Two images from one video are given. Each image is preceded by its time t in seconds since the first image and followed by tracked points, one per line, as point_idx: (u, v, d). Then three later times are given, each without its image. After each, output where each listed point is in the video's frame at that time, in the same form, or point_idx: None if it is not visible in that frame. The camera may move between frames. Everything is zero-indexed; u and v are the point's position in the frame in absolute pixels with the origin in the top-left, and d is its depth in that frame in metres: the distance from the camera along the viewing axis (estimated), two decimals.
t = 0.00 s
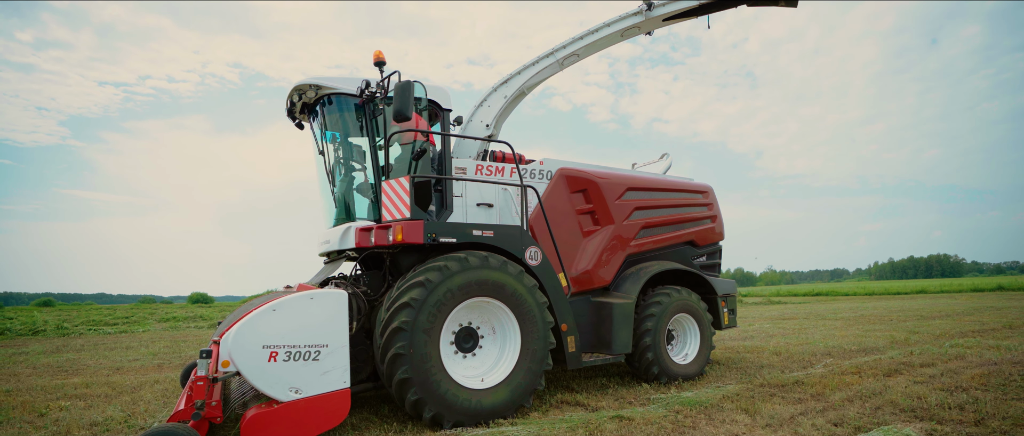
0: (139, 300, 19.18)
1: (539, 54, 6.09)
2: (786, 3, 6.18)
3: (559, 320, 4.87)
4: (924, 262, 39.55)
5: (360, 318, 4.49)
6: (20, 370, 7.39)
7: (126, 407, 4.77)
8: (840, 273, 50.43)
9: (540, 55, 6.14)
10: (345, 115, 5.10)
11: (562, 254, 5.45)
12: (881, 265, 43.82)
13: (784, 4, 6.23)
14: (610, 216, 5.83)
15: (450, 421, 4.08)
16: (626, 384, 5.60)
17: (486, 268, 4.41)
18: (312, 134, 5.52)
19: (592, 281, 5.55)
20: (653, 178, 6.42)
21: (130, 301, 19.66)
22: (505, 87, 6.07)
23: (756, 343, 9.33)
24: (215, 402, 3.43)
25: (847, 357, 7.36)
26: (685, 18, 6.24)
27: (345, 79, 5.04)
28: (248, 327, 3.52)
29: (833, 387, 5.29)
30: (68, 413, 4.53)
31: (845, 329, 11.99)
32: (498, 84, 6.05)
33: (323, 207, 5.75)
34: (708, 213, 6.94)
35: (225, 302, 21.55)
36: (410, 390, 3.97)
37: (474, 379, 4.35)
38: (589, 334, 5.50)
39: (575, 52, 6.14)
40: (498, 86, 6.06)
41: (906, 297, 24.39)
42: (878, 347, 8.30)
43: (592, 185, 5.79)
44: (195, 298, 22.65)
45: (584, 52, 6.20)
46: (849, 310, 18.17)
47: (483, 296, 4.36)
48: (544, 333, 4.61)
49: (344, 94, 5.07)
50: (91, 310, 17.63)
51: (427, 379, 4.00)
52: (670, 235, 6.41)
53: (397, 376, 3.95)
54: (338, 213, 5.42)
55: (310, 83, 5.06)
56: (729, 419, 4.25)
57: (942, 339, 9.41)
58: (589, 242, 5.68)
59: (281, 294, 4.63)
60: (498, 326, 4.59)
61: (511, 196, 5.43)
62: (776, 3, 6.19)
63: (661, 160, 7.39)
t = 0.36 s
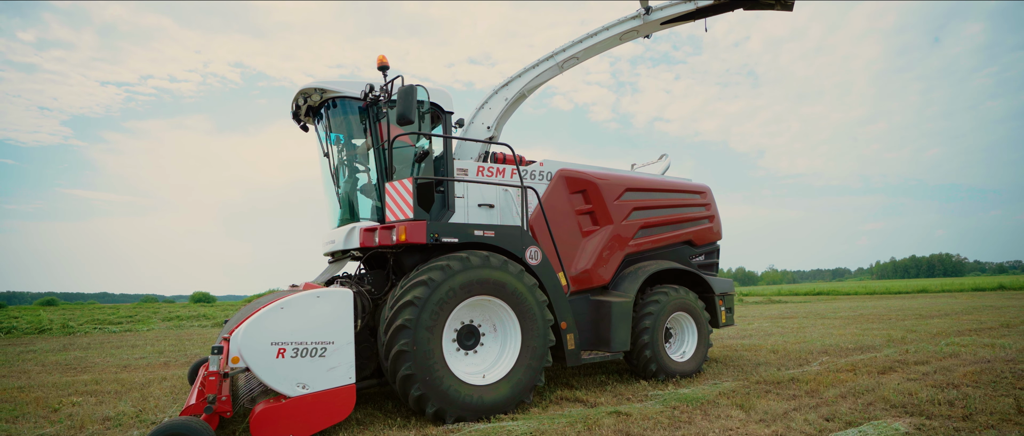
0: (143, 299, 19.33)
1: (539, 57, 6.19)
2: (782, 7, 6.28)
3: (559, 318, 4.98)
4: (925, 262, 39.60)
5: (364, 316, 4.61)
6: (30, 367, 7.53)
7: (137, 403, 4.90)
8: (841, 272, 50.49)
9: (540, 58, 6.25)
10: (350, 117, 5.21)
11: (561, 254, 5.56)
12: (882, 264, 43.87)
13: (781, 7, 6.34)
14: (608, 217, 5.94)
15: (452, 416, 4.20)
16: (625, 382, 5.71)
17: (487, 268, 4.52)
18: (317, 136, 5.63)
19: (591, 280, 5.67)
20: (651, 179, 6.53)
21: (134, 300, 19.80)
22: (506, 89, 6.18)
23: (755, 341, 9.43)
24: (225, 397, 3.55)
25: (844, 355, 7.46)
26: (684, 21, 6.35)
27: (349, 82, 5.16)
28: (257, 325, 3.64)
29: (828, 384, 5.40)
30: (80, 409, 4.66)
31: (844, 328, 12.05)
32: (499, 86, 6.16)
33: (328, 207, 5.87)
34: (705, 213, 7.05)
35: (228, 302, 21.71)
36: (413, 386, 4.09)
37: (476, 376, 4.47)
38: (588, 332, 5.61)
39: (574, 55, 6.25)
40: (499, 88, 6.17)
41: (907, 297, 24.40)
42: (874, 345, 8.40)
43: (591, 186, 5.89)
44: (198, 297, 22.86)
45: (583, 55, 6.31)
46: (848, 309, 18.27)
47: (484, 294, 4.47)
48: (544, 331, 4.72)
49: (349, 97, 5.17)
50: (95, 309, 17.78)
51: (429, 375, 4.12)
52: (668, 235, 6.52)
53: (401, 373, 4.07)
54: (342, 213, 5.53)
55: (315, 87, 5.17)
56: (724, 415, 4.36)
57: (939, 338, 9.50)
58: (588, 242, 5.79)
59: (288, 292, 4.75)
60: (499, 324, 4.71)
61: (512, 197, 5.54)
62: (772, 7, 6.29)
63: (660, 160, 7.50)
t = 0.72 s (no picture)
0: (146, 298, 19.45)
1: (540, 61, 6.28)
2: (779, 11, 6.43)
3: (560, 318, 5.08)
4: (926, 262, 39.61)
5: (369, 316, 4.71)
6: (39, 366, 7.65)
7: (147, 401, 5.01)
8: (842, 272, 50.50)
9: (541, 62, 6.34)
10: (354, 121, 5.31)
11: (562, 255, 5.65)
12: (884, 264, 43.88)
13: (778, 12, 6.44)
14: (609, 218, 6.02)
15: (455, 414, 4.30)
16: (625, 380, 5.80)
17: (490, 269, 4.62)
18: (322, 139, 5.73)
19: (591, 281, 5.76)
20: (651, 180, 6.62)
21: (137, 300, 19.93)
22: (508, 93, 6.27)
23: (754, 340, 9.52)
24: (234, 395, 3.65)
25: (842, 354, 7.53)
26: (683, 25, 6.44)
27: (354, 87, 5.25)
28: (265, 325, 3.74)
29: (824, 383, 5.49)
30: (92, 406, 4.77)
31: (843, 328, 12.10)
32: (500, 90, 6.26)
33: (333, 208, 5.97)
34: (705, 214, 7.14)
35: (230, 301, 21.83)
36: (417, 384, 4.19)
37: (478, 375, 4.57)
38: (589, 332, 5.71)
39: (575, 58, 6.33)
40: (501, 91, 6.26)
41: (907, 296, 24.44)
42: (873, 345, 8.48)
43: (592, 188, 5.98)
44: (200, 296, 23.01)
45: (584, 58, 6.39)
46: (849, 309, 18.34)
47: (487, 295, 4.57)
48: (545, 331, 4.81)
49: (353, 102, 5.28)
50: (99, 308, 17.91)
51: (433, 374, 4.21)
52: (668, 235, 6.61)
53: (405, 372, 4.16)
54: (347, 215, 5.63)
55: (320, 91, 5.27)
56: (722, 413, 4.46)
57: (937, 337, 9.58)
58: (589, 243, 5.88)
59: (294, 293, 4.85)
60: (501, 324, 4.80)
61: (514, 199, 5.62)
62: (770, 11, 6.39)
63: (660, 162, 7.59)
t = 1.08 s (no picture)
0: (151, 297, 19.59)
1: (543, 64, 6.37)
2: (779, 15, 6.52)
3: (562, 317, 5.17)
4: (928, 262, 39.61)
5: (376, 315, 4.80)
6: (49, 364, 7.76)
7: (158, 399, 5.12)
8: (843, 272, 50.48)
9: (544, 65, 6.43)
10: (361, 124, 5.39)
11: (565, 256, 5.74)
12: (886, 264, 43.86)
13: (778, 16, 6.52)
14: (611, 219, 6.11)
15: (460, 412, 4.39)
16: (626, 379, 5.89)
17: (494, 269, 4.71)
18: (328, 141, 5.83)
19: (594, 281, 5.84)
20: (653, 182, 6.70)
21: (142, 299, 20.08)
22: (511, 96, 6.36)
23: (755, 340, 9.61)
24: (246, 392, 3.76)
25: (842, 354, 7.61)
26: (684, 29, 6.53)
27: (360, 90, 5.35)
28: (275, 324, 3.84)
29: (823, 382, 5.57)
30: (105, 404, 4.88)
31: (843, 328, 12.17)
32: (504, 93, 6.35)
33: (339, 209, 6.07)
34: (705, 215, 7.22)
35: (234, 300, 21.98)
36: (423, 383, 4.28)
37: (483, 373, 4.66)
38: (591, 331, 5.80)
39: (577, 62, 6.43)
40: (505, 94, 6.35)
41: (908, 297, 24.47)
42: (872, 345, 8.55)
43: (594, 189, 6.06)
44: (204, 296, 23.19)
45: (586, 62, 6.48)
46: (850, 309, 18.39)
47: (491, 295, 4.66)
48: (548, 330, 4.90)
49: (360, 105, 5.37)
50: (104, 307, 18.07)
51: (439, 372, 4.31)
52: (669, 236, 6.69)
53: (411, 370, 4.26)
54: (353, 216, 5.73)
55: (327, 95, 5.38)
56: (721, 411, 4.54)
57: (936, 337, 9.65)
58: (591, 244, 5.97)
59: (303, 293, 4.95)
60: (505, 324, 4.89)
61: (517, 200, 5.71)
62: (770, 16, 6.48)
63: (661, 164, 7.68)
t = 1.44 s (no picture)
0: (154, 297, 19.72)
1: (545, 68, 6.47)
2: (778, 19, 6.60)
3: (564, 317, 5.26)
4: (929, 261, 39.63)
5: (382, 315, 4.90)
6: (58, 363, 7.87)
7: (167, 396, 5.22)
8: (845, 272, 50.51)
9: (546, 69, 6.53)
10: (366, 127, 5.50)
11: (566, 256, 5.83)
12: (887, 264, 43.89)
13: (777, 19, 6.61)
14: (612, 220, 6.20)
15: (465, 409, 4.49)
16: (627, 378, 5.98)
17: (498, 269, 4.81)
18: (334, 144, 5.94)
19: (595, 281, 5.94)
20: (653, 183, 6.80)
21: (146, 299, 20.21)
22: (513, 99, 6.45)
23: (754, 340, 9.69)
24: (257, 390, 3.86)
25: (841, 353, 7.69)
26: (684, 33, 6.61)
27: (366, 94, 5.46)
28: (285, 323, 3.94)
29: (821, 381, 5.66)
30: (117, 401, 4.99)
31: (843, 327, 12.23)
32: (506, 96, 6.44)
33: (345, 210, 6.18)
34: (705, 216, 7.31)
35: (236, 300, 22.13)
36: (429, 381, 4.38)
37: (487, 371, 4.76)
38: (593, 330, 5.89)
39: (579, 65, 6.52)
40: (507, 97, 6.45)
41: (909, 296, 24.53)
42: (871, 344, 8.63)
43: (595, 191, 6.16)
44: (206, 296, 23.36)
45: (587, 65, 6.57)
46: (850, 309, 18.45)
47: (494, 295, 4.76)
48: (550, 329, 5.00)
49: (365, 108, 5.48)
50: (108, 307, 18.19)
51: (444, 370, 4.41)
52: (670, 237, 6.79)
53: (417, 368, 4.35)
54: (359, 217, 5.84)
55: (334, 99, 5.48)
56: (720, 409, 4.64)
57: (935, 337, 9.72)
58: (592, 245, 6.06)
59: (310, 293, 5.06)
60: (508, 323, 4.99)
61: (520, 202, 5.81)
62: (768, 19, 6.57)
63: (662, 165, 7.77)
